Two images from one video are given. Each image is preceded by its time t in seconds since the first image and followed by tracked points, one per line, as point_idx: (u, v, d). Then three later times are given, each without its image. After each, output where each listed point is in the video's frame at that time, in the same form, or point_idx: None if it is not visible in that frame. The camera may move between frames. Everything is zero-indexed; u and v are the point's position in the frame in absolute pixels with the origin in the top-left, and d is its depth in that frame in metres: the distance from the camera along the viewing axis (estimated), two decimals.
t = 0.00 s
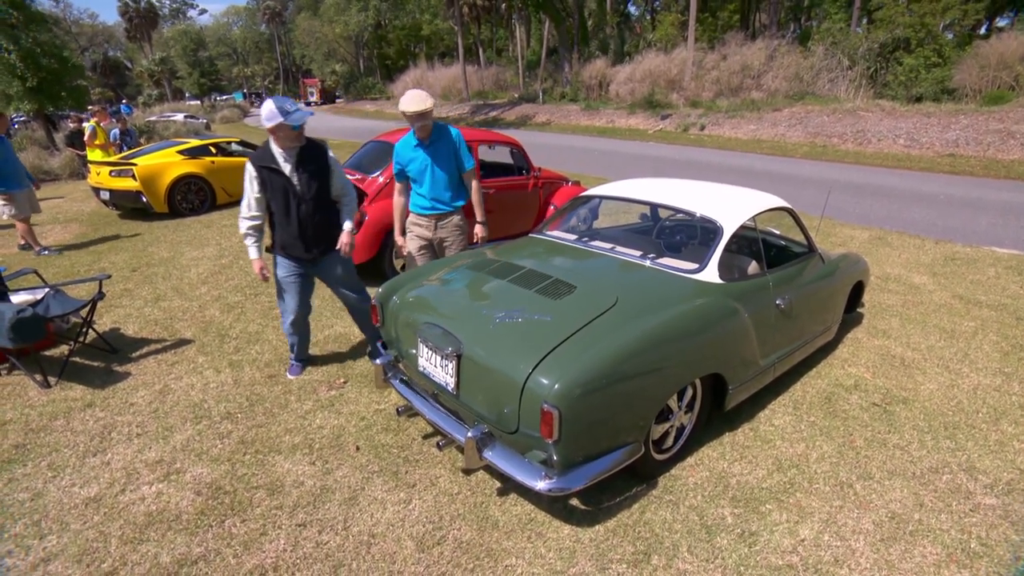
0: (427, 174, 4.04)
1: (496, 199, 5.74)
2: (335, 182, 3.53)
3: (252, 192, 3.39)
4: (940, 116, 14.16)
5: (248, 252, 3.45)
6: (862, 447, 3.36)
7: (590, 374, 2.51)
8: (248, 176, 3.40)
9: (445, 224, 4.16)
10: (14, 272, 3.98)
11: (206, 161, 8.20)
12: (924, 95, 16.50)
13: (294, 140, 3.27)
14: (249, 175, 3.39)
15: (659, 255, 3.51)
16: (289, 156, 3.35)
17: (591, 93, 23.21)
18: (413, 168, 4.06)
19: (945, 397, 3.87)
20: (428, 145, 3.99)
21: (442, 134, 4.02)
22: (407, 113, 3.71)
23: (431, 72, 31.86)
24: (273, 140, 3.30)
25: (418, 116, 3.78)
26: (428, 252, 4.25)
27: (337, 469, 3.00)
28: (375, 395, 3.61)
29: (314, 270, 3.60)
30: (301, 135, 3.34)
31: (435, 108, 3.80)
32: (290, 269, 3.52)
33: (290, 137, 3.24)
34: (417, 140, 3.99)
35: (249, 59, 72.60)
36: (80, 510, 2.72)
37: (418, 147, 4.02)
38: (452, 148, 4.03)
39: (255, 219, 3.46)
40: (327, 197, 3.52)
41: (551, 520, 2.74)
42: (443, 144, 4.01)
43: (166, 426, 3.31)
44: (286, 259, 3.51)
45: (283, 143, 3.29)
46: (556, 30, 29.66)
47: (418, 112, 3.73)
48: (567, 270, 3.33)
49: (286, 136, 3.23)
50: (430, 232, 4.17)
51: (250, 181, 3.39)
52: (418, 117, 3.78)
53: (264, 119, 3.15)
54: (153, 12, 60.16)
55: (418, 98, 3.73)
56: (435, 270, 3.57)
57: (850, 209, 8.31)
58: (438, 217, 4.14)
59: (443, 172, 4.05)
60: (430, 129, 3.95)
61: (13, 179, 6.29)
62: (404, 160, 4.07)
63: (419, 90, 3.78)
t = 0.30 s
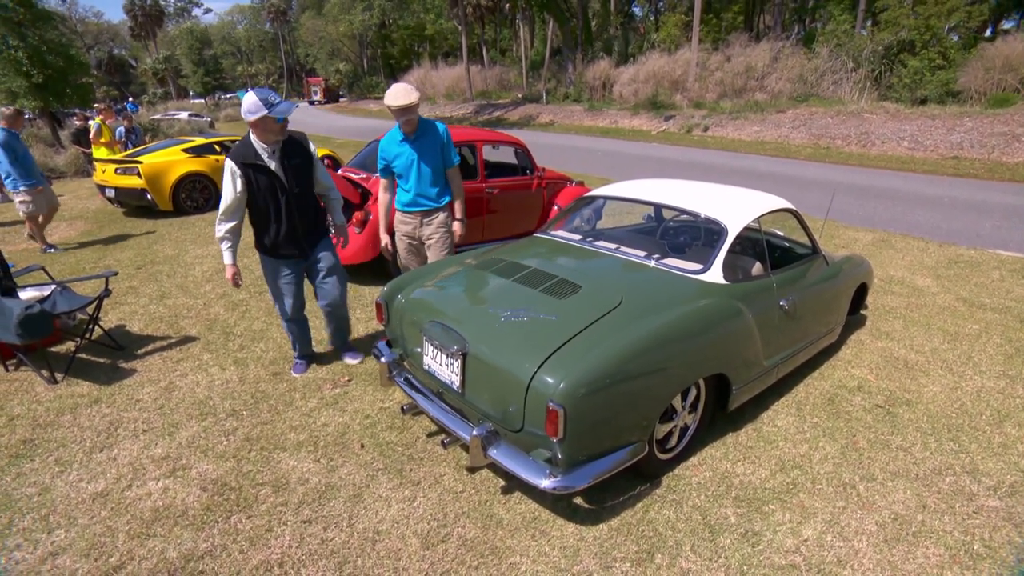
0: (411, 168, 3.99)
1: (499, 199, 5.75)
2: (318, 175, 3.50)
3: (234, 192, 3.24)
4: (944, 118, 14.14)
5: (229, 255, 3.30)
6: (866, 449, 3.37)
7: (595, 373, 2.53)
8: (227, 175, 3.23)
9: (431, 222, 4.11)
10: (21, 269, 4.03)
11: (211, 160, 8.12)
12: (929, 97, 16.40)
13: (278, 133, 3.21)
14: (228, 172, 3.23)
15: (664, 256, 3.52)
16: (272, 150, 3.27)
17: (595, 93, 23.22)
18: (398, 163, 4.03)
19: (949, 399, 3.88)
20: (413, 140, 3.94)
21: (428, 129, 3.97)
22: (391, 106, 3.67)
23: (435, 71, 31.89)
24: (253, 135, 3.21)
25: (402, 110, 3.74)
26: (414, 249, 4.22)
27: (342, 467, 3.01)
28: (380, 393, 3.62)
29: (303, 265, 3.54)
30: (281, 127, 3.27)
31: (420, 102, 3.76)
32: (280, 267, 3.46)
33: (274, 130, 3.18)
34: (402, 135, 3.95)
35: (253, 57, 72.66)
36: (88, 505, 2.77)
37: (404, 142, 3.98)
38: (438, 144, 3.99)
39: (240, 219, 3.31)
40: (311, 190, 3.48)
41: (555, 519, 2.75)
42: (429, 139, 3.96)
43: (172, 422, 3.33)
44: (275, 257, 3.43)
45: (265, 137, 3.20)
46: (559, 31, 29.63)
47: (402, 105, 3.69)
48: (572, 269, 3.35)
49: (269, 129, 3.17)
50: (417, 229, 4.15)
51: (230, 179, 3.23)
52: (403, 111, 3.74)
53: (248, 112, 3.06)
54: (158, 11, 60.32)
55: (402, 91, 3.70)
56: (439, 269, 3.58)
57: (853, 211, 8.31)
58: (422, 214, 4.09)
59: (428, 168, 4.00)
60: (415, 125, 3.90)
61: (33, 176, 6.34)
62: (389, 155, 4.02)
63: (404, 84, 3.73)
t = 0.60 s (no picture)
0: (404, 171, 3.96)
1: (503, 200, 5.75)
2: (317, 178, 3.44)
3: (241, 193, 3.09)
4: (950, 120, 14.10)
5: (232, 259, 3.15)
6: (869, 451, 3.37)
7: (599, 373, 2.53)
8: (232, 174, 3.08)
9: (422, 222, 4.04)
10: (29, 268, 4.06)
11: (216, 160, 8.22)
12: (935, 99, 16.31)
13: (285, 132, 3.13)
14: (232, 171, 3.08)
15: (668, 257, 3.53)
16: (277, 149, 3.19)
17: (599, 94, 23.21)
18: (392, 165, 4.01)
19: (954, 402, 3.87)
20: (406, 142, 3.91)
21: (421, 131, 3.91)
22: (380, 110, 3.64)
23: (439, 71, 31.93)
24: (259, 133, 3.10)
25: (392, 114, 3.70)
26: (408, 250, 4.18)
27: (346, 466, 3.02)
28: (384, 393, 3.63)
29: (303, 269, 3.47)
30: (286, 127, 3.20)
31: (411, 106, 3.70)
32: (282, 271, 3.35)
33: (284, 129, 3.10)
34: (395, 137, 3.93)
35: (257, 57, 72.80)
36: (94, 502, 2.79)
37: (398, 144, 3.96)
38: (431, 146, 3.93)
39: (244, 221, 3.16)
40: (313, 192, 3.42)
41: (558, 519, 2.76)
42: (422, 141, 3.91)
43: (178, 421, 3.35)
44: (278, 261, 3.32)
45: (272, 136, 3.11)
46: (563, 31, 29.61)
47: (391, 109, 3.65)
48: (576, 270, 3.36)
49: (278, 128, 3.08)
50: (409, 229, 4.10)
51: (235, 179, 3.08)
52: (392, 115, 3.70)
53: (259, 109, 2.96)
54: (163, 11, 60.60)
55: (392, 94, 3.65)
56: (443, 269, 3.58)
57: (858, 213, 8.29)
58: (413, 216, 4.04)
59: (419, 171, 3.94)
60: (408, 127, 3.86)
61: (56, 178, 6.66)
62: (384, 157, 4.02)
63: (396, 87, 3.68)
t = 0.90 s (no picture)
0: (395, 175, 3.93)
1: (506, 201, 5.75)
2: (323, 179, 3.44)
3: (246, 183, 3.09)
4: (957, 125, 14.01)
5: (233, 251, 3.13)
6: (869, 458, 3.35)
7: (597, 377, 2.53)
8: (238, 164, 3.08)
9: (413, 229, 4.04)
10: (34, 263, 4.09)
11: (222, 158, 8.23)
12: (942, 104, 16.21)
13: (296, 131, 3.14)
14: (239, 161, 3.09)
15: (669, 261, 3.52)
16: (286, 145, 3.19)
17: (604, 96, 23.18)
18: (383, 170, 3.97)
19: (956, 409, 3.84)
20: (397, 147, 3.89)
21: (413, 135, 3.90)
22: (371, 112, 3.63)
23: (445, 71, 31.96)
24: (269, 127, 3.12)
25: (384, 116, 3.69)
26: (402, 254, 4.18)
27: (343, 465, 3.03)
28: (383, 393, 3.63)
29: (303, 271, 3.43)
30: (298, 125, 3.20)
31: (403, 108, 3.70)
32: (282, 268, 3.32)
33: (293, 126, 3.09)
34: (387, 142, 3.91)
35: (264, 56, 73.07)
36: (93, 498, 2.81)
37: (389, 148, 3.93)
38: (422, 151, 3.91)
39: (246, 213, 3.14)
40: (319, 194, 3.41)
41: (554, 522, 2.76)
42: (413, 145, 3.90)
43: (178, 418, 3.37)
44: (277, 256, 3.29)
45: (281, 131, 3.12)
46: (569, 32, 29.57)
47: (383, 111, 3.64)
48: (576, 273, 3.35)
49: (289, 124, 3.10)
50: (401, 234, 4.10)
51: (241, 170, 3.08)
52: (385, 117, 3.68)
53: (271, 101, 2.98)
54: (171, 9, 60.89)
55: (384, 97, 3.64)
56: (444, 271, 3.59)
57: (861, 217, 8.26)
58: (405, 221, 4.03)
59: (411, 175, 3.93)
60: (399, 131, 3.84)
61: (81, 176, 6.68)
62: (374, 160, 3.98)
63: (388, 90, 3.67)
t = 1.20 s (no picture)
0: (385, 175, 3.82)
1: (514, 201, 5.75)
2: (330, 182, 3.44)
3: (250, 183, 3.12)
4: (976, 126, 13.76)
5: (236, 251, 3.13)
6: (874, 466, 3.31)
7: (594, 379, 2.52)
8: (244, 165, 3.13)
9: (405, 233, 3.93)
10: (47, 261, 4.17)
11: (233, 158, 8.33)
12: (961, 105, 15.92)
13: (302, 132, 3.15)
14: (245, 162, 3.13)
15: (672, 263, 3.49)
16: (293, 147, 3.22)
17: (616, 97, 23.09)
18: (374, 169, 3.86)
19: (966, 417, 3.78)
20: (390, 146, 3.77)
21: (407, 135, 3.77)
22: (366, 109, 3.50)
23: (457, 72, 32.05)
24: (276, 129, 3.15)
25: (379, 115, 3.56)
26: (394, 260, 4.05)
27: (343, 464, 3.05)
28: (385, 393, 3.65)
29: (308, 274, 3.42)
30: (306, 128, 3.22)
31: (400, 107, 3.58)
32: (287, 270, 3.29)
33: (300, 127, 3.12)
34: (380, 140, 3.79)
35: (279, 56, 73.77)
36: (98, 491, 2.86)
37: (381, 147, 3.82)
38: (415, 151, 3.78)
39: (250, 213, 3.16)
40: (325, 197, 3.41)
41: (551, 524, 2.75)
42: (406, 146, 3.77)
43: (182, 414, 3.41)
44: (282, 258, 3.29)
45: (289, 132, 3.15)
46: (581, 33, 29.48)
47: (379, 110, 3.51)
48: (578, 274, 3.34)
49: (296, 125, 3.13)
50: (392, 237, 3.97)
51: (247, 171, 3.12)
52: (379, 115, 3.55)
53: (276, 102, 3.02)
54: (189, 11, 61.71)
55: (382, 94, 3.52)
56: (447, 271, 3.59)
57: (874, 220, 8.15)
58: (394, 224, 3.91)
59: (402, 177, 3.81)
60: (393, 131, 3.71)
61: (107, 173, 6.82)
62: (366, 159, 3.86)
63: (385, 87, 3.54)
